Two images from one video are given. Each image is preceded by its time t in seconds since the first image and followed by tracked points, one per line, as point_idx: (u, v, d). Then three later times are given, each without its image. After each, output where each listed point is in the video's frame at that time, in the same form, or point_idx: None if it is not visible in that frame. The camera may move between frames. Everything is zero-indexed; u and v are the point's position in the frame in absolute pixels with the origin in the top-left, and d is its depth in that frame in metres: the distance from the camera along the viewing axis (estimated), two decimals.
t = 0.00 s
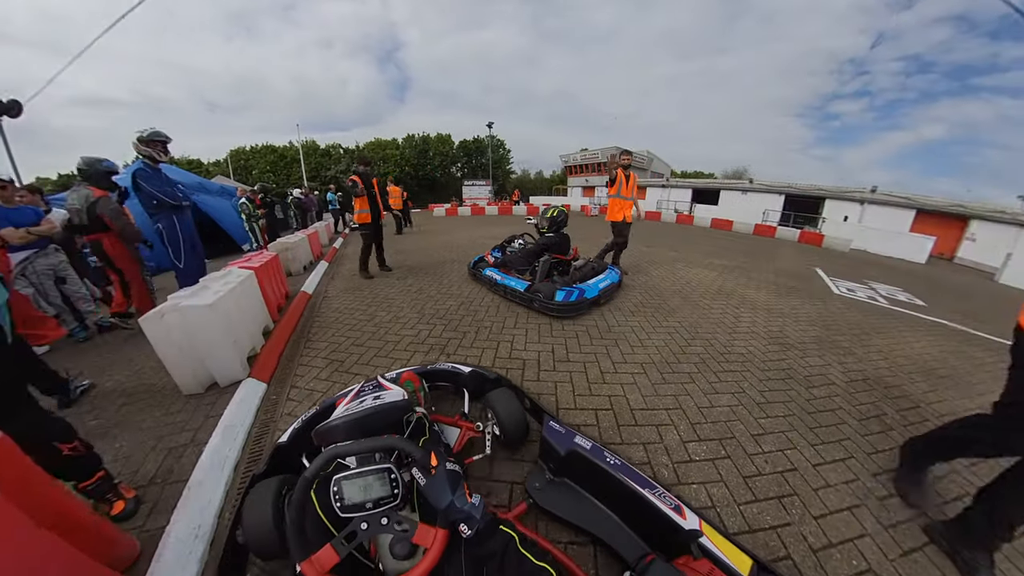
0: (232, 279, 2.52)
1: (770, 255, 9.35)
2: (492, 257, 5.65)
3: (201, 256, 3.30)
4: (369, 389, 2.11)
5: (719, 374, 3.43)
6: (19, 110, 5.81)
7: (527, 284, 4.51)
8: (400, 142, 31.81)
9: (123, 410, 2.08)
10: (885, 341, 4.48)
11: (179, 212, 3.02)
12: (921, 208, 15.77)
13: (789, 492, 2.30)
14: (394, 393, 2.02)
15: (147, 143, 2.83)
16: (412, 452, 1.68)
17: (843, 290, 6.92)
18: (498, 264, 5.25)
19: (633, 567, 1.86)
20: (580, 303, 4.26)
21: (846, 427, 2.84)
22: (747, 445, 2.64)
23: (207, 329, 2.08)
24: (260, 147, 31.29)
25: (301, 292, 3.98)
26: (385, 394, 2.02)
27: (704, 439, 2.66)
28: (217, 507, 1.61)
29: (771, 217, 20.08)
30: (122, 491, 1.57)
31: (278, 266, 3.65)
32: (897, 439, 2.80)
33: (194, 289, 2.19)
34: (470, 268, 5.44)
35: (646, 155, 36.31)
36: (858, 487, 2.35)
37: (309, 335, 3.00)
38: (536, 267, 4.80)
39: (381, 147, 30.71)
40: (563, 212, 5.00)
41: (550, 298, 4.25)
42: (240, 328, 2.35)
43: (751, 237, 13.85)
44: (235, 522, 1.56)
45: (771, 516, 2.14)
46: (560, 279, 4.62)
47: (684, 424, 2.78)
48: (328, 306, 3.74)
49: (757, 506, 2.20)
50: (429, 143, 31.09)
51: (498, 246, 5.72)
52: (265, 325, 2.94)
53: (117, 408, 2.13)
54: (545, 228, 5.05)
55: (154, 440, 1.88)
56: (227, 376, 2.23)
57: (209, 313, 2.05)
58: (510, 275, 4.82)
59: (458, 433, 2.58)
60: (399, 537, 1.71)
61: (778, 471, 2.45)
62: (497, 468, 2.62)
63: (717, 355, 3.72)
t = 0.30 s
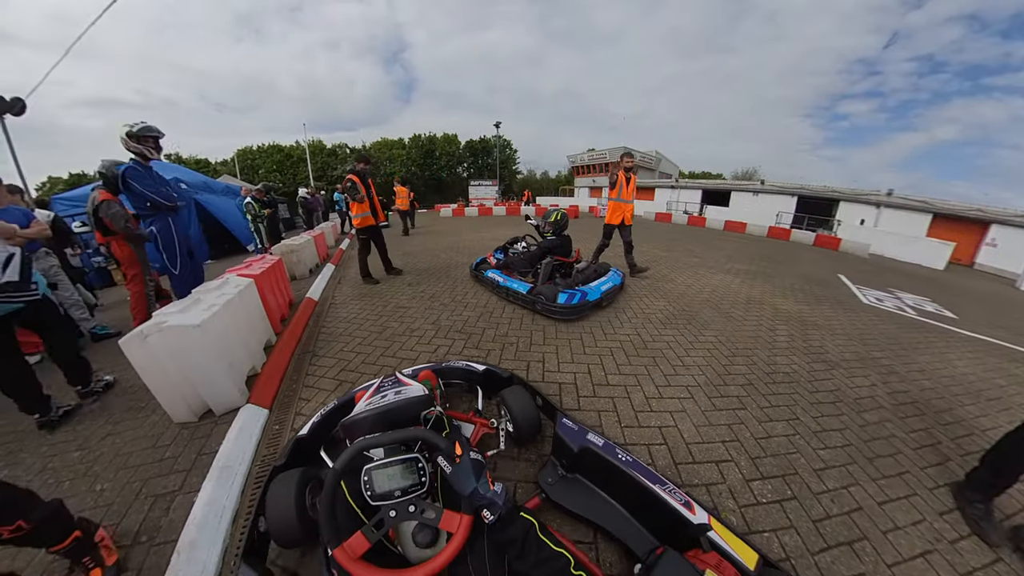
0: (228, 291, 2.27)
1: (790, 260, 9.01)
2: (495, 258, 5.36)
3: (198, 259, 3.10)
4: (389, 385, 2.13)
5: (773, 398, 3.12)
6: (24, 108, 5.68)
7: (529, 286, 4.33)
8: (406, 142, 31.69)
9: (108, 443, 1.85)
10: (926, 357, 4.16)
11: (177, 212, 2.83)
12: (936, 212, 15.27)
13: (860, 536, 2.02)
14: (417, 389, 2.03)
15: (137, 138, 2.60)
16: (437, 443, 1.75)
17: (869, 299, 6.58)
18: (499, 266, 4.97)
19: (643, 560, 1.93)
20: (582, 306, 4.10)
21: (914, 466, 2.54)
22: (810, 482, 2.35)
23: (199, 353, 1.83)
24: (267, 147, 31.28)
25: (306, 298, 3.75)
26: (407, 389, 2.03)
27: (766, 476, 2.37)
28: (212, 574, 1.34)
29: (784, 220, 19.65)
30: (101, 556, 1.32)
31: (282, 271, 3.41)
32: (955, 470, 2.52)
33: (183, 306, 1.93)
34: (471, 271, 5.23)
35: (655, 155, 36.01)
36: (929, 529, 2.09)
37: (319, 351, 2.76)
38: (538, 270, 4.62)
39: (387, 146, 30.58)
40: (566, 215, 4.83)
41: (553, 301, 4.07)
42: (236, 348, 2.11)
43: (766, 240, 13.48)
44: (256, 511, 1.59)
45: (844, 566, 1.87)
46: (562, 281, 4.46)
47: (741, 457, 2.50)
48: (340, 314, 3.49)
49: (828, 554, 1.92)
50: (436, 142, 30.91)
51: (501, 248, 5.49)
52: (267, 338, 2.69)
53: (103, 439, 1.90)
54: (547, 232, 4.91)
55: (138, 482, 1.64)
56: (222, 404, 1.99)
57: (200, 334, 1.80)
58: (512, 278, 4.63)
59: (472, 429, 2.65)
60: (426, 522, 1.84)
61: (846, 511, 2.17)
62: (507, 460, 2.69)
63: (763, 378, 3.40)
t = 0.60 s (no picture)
0: (217, 308, 2.01)
1: (813, 265, 8.60)
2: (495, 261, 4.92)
3: (195, 266, 2.85)
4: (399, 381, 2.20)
5: (840, 416, 2.68)
6: (29, 108, 5.58)
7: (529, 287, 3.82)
8: (414, 142, 31.56)
9: (84, 482, 1.63)
10: (981, 376, 3.79)
11: (169, 215, 2.60)
12: (959, 214, 14.67)
13: None
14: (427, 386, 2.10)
15: (125, 135, 2.39)
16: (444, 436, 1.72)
17: (901, 308, 6.19)
18: (500, 267, 4.51)
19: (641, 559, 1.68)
20: (587, 309, 3.54)
21: (1020, 501, 2.11)
22: (880, 530, 1.80)
23: (181, 385, 1.60)
24: (275, 148, 31.40)
25: (311, 305, 3.52)
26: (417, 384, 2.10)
27: (831, 523, 1.80)
28: None
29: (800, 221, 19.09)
30: None
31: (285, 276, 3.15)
32: None
33: (161, 330, 1.68)
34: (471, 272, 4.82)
35: (664, 155, 35.46)
36: None
37: (320, 373, 2.47)
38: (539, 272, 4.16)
39: (394, 147, 30.48)
40: (568, 215, 4.50)
41: (553, 303, 3.49)
42: (226, 374, 1.87)
43: (783, 242, 13.01)
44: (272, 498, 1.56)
45: None
46: (563, 281, 3.87)
47: (818, 483, 2.04)
48: (345, 326, 3.18)
49: None
50: (444, 143, 30.73)
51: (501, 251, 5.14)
52: (265, 357, 2.44)
53: (79, 476, 1.68)
54: (547, 232, 4.55)
55: (113, 534, 1.41)
56: (210, 440, 1.75)
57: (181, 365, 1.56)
58: (511, 279, 4.17)
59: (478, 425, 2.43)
60: (430, 513, 1.70)
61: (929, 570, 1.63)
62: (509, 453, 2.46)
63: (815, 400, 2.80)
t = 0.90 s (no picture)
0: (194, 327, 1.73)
1: (835, 270, 8.22)
2: (497, 263, 4.67)
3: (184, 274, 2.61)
4: (403, 381, 2.09)
5: (903, 450, 2.37)
6: (27, 105, 5.39)
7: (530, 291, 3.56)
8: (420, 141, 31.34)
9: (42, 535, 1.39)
10: None
11: (153, 217, 2.37)
12: (983, 216, 14.12)
13: None
14: (431, 386, 1.98)
15: (104, 128, 2.18)
16: (443, 434, 1.58)
17: (935, 318, 5.81)
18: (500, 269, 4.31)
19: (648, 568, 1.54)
20: (590, 313, 3.28)
21: None
22: None
23: (143, 429, 1.31)
24: (282, 147, 31.36)
25: (311, 313, 3.28)
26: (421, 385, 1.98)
27: None
28: None
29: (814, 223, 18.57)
30: None
31: (281, 283, 2.88)
32: None
33: (121, 359, 1.39)
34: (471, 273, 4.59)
35: (672, 155, 34.91)
36: None
37: (318, 398, 2.20)
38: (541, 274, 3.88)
39: (400, 146, 30.31)
40: (565, 215, 4.05)
41: (554, 307, 3.29)
42: (203, 407, 1.58)
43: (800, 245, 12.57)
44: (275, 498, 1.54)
45: None
46: (565, 284, 3.66)
47: (893, 537, 1.73)
48: (346, 339, 2.91)
49: None
50: (450, 142, 30.47)
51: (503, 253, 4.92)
52: (256, 378, 2.17)
53: (37, 526, 1.44)
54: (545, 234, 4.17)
55: None
56: (183, 489, 1.47)
57: (141, 406, 1.27)
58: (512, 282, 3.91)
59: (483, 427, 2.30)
60: (434, 514, 1.58)
61: None
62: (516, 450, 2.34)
63: (873, 431, 2.50)
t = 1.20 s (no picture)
0: (168, 347, 1.50)
1: (851, 273, 7.97)
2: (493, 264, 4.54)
3: (171, 280, 2.43)
4: (410, 379, 1.96)
5: (958, 480, 2.13)
6: (22, 102, 5.22)
7: (527, 293, 3.39)
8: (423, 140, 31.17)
9: None
10: None
11: (135, 219, 2.22)
12: (997, 218, 13.81)
13: None
14: (439, 385, 1.84)
15: (81, 121, 2.08)
16: (448, 432, 1.51)
17: (961, 324, 5.54)
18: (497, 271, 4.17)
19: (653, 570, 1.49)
20: (590, 316, 3.12)
21: None
22: None
23: (99, 483, 1.07)
24: (285, 146, 31.23)
25: (308, 321, 3.09)
26: (428, 383, 1.85)
27: None
28: None
29: (823, 223, 18.30)
30: None
31: (276, 290, 2.69)
32: None
33: (70, 398, 1.13)
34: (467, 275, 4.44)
35: (677, 155, 34.64)
36: None
37: (315, 422, 2.00)
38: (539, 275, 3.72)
39: (403, 146, 30.12)
40: (559, 215, 3.87)
41: (554, 310, 3.12)
42: (175, 446, 1.35)
43: (811, 246, 12.30)
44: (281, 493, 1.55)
45: None
46: (564, 287, 3.51)
47: None
48: (345, 352, 2.70)
49: None
50: (454, 141, 30.24)
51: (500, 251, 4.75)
52: (245, 399, 1.96)
53: None
54: (541, 235, 3.98)
55: None
56: (154, 545, 1.24)
57: (92, 458, 1.03)
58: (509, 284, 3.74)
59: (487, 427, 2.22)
60: (439, 512, 1.51)
61: None
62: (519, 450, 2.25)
63: (924, 459, 2.26)
